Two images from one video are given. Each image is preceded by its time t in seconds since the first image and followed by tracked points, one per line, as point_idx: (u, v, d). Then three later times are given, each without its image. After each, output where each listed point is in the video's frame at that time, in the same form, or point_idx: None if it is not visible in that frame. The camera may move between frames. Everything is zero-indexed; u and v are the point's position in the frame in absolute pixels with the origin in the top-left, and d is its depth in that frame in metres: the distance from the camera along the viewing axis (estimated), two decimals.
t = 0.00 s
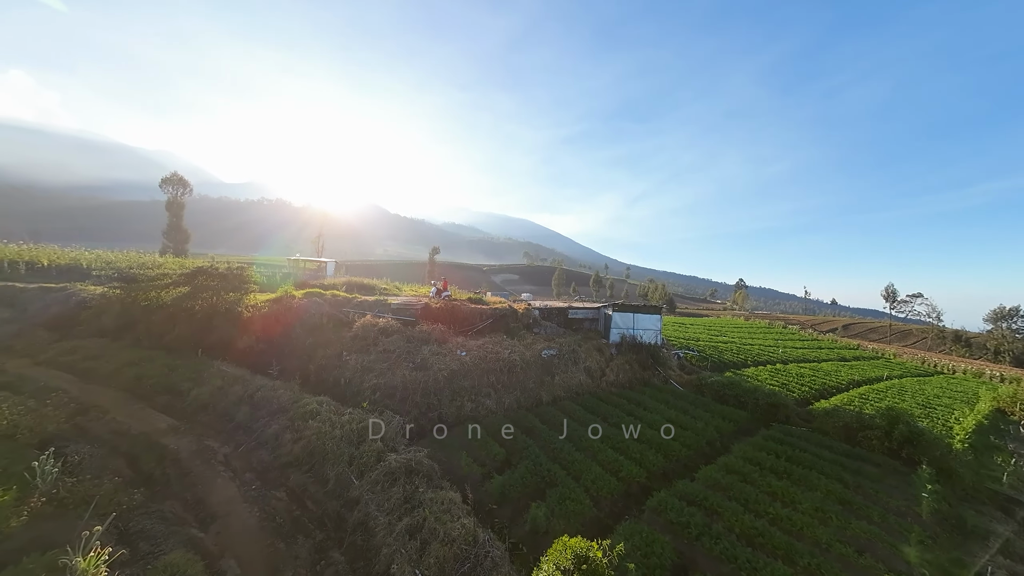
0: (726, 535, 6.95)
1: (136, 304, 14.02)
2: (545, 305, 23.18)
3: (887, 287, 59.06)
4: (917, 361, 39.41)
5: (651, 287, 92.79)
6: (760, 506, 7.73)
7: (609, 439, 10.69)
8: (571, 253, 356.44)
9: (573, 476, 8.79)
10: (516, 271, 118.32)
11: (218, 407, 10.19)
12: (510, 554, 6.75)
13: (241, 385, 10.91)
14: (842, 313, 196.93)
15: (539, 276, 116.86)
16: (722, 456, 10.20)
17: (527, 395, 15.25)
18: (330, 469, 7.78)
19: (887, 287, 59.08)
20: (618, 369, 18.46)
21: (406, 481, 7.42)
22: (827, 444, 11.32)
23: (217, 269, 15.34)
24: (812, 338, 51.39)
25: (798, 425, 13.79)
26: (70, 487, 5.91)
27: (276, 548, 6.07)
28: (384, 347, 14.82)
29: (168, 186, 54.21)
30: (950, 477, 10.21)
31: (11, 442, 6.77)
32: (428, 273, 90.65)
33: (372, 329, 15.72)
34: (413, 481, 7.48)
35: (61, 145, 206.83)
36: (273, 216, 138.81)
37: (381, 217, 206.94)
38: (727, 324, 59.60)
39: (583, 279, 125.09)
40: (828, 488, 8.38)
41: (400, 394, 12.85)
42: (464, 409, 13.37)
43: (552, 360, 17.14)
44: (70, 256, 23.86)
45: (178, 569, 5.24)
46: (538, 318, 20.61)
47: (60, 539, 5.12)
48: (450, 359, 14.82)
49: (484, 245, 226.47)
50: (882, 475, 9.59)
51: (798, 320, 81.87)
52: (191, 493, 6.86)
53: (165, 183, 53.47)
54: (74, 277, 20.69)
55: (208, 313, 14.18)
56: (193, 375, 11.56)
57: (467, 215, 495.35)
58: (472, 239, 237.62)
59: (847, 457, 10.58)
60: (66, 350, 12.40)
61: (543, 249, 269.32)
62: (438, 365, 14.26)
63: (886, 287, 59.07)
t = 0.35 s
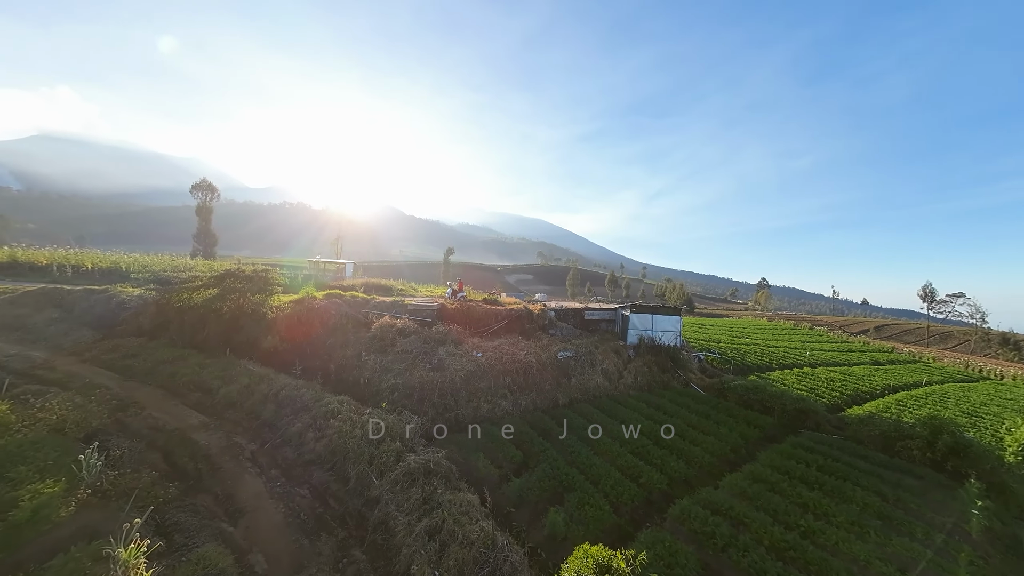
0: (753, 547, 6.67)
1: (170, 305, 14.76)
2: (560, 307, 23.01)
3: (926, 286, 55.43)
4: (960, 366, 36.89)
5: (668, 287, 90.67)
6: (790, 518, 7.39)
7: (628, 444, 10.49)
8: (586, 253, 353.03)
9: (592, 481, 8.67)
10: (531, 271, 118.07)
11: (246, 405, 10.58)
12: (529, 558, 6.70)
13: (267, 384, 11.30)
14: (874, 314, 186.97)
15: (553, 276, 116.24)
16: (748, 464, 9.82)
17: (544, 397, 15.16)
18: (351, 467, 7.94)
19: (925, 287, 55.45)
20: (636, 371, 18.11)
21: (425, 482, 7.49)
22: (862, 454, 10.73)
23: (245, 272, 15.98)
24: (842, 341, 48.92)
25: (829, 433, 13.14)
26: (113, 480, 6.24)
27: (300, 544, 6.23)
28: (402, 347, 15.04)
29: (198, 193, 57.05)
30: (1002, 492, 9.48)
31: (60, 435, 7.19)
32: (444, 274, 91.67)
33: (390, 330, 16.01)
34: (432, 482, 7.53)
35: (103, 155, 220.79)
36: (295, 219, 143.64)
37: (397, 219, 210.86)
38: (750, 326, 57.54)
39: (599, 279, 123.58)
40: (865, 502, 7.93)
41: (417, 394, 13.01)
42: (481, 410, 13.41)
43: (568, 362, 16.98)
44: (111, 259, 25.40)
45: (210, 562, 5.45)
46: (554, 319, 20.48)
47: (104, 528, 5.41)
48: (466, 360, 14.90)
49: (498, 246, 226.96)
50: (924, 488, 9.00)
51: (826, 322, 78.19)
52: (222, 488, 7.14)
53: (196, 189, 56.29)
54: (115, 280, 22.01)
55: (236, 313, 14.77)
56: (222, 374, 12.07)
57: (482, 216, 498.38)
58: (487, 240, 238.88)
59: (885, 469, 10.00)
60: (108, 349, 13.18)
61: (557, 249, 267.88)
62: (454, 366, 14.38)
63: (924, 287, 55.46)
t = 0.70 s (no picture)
0: (784, 560, 6.40)
1: (198, 307, 15.34)
2: (575, 307, 22.78)
3: (961, 283, 52.14)
4: (1002, 369, 34.62)
5: (683, 287, 88.53)
6: (823, 530, 7.06)
7: (647, 448, 10.27)
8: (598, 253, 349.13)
9: (611, 486, 8.53)
10: (544, 271, 117.67)
11: (269, 404, 10.88)
12: (549, 564, 6.63)
13: (289, 383, 11.59)
14: (904, 314, 178.00)
15: (566, 276, 115.40)
16: (775, 471, 9.45)
17: (560, 399, 15.02)
18: (371, 467, 8.03)
19: (960, 283, 52.17)
20: (654, 373, 17.74)
21: (443, 484, 7.50)
22: (898, 463, 10.18)
23: (267, 274, 16.45)
24: (870, 342, 46.67)
25: (860, 439, 12.53)
26: (147, 476, 6.48)
27: (323, 543, 6.33)
28: (418, 348, 15.18)
29: (223, 198, 59.45)
30: None
31: (98, 431, 7.49)
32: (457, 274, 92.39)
33: (406, 331, 16.20)
34: (451, 484, 7.54)
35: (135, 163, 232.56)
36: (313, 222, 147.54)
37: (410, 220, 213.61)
38: (770, 326, 55.58)
39: (613, 279, 122.05)
40: (904, 515, 7.50)
41: (434, 395, 13.09)
42: (497, 411, 13.40)
43: (584, 364, 16.79)
44: (143, 262, 26.67)
45: (238, 559, 5.59)
46: (569, 320, 20.28)
47: (140, 524, 5.63)
48: (482, 361, 14.92)
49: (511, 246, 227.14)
50: (969, 501, 8.46)
51: (853, 322, 74.77)
52: (248, 485, 7.34)
53: (221, 194, 58.58)
54: (147, 282, 23.10)
55: (259, 314, 15.23)
56: (247, 373, 12.46)
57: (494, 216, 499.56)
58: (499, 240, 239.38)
59: (924, 479, 9.46)
60: (141, 348, 13.80)
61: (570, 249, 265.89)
62: (470, 367, 14.44)
63: (960, 284, 52.24)
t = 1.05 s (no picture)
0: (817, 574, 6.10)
1: (219, 308, 15.75)
2: (588, 308, 22.51)
3: (995, 281, 49.60)
4: None
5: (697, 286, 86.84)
6: (858, 543, 6.71)
7: (666, 453, 10.05)
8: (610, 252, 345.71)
9: (630, 491, 8.35)
10: (555, 271, 117.03)
11: (288, 404, 11.08)
12: (568, 571, 6.50)
13: (307, 384, 11.78)
14: (932, 313, 170.34)
15: (577, 275, 114.67)
16: (802, 479, 9.08)
17: (574, 401, 14.84)
18: (388, 469, 8.06)
19: (994, 282, 49.65)
20: (670, 375, 17.37)
21: (460, 487, 7.46)
22: (936, 472, 9.65)
23: (284, 276, 16.76)
24: (896, 343, 44.77)
25: (892, 446, 11.96)
26: (173, 476, 6.63)
27: (342, 545, 6.36)
28: (432, 349, 15.23)
29: (242, 202, 61.15)
30: None
31: (128, 430, 7.74)
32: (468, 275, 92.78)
33: (420, 332, 16.27)
34: (467, 487, 7.50)
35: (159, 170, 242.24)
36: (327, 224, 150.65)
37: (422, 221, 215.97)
38: (789, 326, 53.98)
39: (625, 278, 120.48)
40: (946, 529, 7.07)
41: (448, 396, 13.10)
42: (511, 413, 13.32)
43: (598, 365, 16.54)
44: (168, 265, 27.66)
45: (260, 560, 5.65)
46: (583, 321, 20.02)
47: (166, 523, 5.76)
48: (495, 362, 14.88)
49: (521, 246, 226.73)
50: (1017, 515, 7.93)
51: (877, 322, 71.95)
52: (269, 485, 7.46)
53: (239, 198, 60.26)
54: (172, 284, 23.95)
55: (278, 316, 15.54)
56: (267, 373, 12.72)
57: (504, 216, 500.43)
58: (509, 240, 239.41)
59: (965, 490, 8.93)
60: (167, 349, 14.26)
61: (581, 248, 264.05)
62: (483, 368, 14.40)
63: (993, 283, 49.69)
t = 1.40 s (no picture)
0: None
1: (235, 310, 16.02)
2: (600, 308, 22.18)
3: None
4: None
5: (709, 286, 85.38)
6: (894, 560, 6.35)
7: (684, 458, 9.78)
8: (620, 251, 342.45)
9: (648, 498, 8.14)
10: (564, 271, 116.44)
11: (303, 405, 11.18)
12: None
13: (321, 386, 11.89)
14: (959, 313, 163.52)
15: (586, 275, 113.95)
16: (829, 488, 8.70)
17: (587, 403, 14.62)
18: (402, 473, 8.03)
19: None
20: (685, 377, 16.96)
21: (474, 492, 7.37)
22: (973, 483, 9.14)
23: (298, 278, 16.96)
24: (921, 343, 43.08)
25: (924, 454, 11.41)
26: (192, 479, 6.70)
27: (357, 550, 6.32)
28: (443, 351, 15.20)
29: (258, 206, 62.74)
30: None
31: (149, 431, 7.88)
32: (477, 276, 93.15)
33: (432, 333, 16.28)
34: (482, 493, 7.39)
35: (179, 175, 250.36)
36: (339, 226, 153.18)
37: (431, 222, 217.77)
38: (806, 326, 52.53)
39: (635, 278, 119.11)
40: (990, 545, 6.64)
41: (460, 397, 13.05)
42: (523, 415, 13.19)
43: (611, 367, 16.26)
44: (187, 267, 28.43)
45: (276, 565, 5.65)
46: (595, 321, 19.73)
47: (185, 526, 5.80)
48: (507, 364, 14.77)
49: (530, 246, 226.47)
50: None
51: (900, 322, 69.42)
52: (284, 488, 7.49)
53: (255, 202, 61.76)
54: (192, 287, 24.59)
55: (292, 318, 15.75)
56: (282, 375, 12.89)
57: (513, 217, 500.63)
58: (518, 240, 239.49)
59: (1007, 503, 8.42)
60: (187, 350, 14.58)
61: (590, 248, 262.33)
62: (495, 370, 14.32)
63: None
